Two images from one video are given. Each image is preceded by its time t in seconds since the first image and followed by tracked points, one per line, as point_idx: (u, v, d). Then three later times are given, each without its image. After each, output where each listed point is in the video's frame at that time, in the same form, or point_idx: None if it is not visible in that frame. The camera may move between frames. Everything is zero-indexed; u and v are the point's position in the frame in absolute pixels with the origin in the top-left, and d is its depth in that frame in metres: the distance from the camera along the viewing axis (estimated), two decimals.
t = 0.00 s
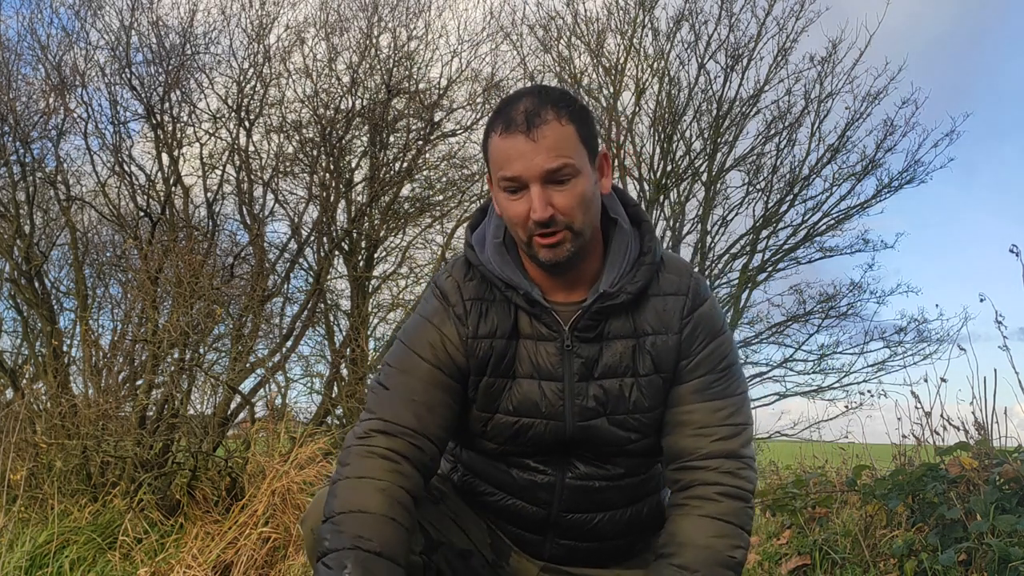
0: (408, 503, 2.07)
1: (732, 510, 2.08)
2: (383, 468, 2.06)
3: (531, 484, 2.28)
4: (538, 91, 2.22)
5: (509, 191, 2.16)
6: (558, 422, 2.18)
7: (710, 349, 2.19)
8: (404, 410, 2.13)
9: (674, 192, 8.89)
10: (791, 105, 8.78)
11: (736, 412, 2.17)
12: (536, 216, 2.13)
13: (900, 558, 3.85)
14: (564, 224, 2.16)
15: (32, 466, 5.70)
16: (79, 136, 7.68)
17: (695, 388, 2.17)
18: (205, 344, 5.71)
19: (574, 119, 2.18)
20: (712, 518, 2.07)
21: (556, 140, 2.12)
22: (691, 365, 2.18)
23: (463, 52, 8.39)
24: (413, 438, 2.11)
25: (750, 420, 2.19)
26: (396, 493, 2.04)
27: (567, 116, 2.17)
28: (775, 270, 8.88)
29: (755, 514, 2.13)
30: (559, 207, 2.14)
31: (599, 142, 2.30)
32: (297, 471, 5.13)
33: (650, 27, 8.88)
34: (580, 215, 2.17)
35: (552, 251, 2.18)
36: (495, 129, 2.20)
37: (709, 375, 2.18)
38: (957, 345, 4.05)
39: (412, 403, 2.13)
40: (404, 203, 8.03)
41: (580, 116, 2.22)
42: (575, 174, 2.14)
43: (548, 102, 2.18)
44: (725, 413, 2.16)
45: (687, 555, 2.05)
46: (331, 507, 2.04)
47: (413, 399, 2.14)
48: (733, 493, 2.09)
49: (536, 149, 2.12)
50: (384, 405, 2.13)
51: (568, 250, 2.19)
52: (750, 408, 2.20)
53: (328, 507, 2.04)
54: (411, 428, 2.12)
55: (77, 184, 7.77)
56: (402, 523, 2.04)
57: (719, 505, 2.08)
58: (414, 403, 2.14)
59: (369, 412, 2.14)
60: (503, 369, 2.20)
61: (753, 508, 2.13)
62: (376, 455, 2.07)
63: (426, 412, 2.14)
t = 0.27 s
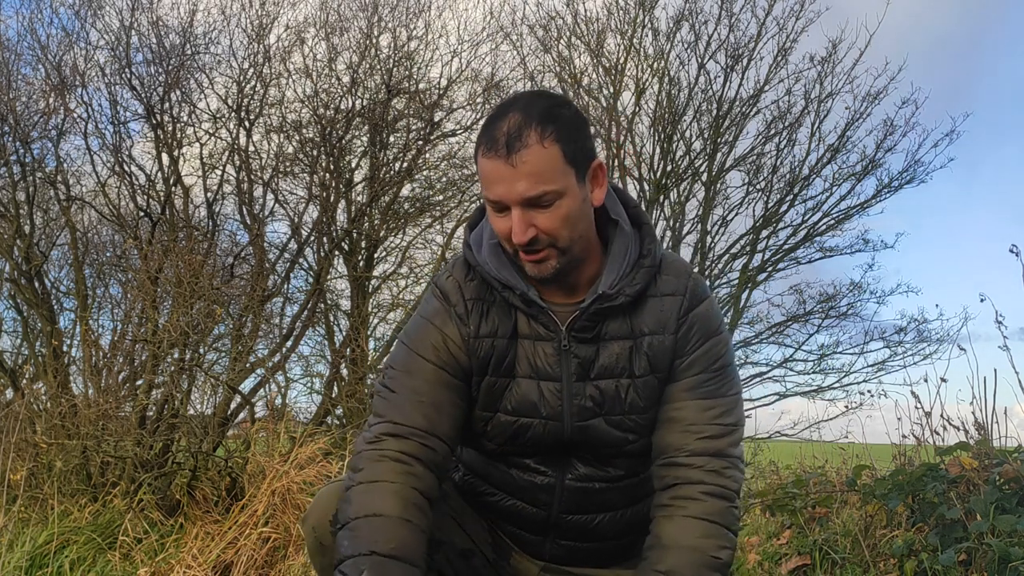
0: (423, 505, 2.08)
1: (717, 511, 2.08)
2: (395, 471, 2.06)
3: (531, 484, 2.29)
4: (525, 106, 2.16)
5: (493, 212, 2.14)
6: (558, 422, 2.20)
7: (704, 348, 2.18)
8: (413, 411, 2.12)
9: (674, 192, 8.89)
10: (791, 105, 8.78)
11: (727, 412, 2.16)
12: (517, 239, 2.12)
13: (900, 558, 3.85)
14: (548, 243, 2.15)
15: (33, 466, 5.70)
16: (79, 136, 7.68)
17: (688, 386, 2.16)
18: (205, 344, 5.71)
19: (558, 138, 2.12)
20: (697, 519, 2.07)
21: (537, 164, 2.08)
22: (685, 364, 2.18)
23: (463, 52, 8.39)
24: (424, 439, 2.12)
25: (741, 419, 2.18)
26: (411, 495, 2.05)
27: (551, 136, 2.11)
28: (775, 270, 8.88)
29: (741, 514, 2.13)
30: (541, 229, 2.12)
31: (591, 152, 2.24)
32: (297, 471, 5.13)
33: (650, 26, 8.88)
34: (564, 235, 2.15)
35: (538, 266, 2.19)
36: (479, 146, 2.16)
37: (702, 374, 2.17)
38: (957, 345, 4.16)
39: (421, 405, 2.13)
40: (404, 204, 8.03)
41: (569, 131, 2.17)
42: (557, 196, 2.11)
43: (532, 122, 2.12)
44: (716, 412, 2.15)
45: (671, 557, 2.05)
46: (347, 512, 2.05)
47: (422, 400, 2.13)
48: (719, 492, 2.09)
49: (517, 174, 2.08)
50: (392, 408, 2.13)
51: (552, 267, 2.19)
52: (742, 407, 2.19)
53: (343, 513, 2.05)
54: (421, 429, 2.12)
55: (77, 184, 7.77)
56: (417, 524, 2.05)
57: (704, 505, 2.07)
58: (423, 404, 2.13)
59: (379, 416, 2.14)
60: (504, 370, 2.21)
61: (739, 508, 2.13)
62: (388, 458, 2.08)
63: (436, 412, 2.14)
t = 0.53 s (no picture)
0: (423, 509, 2.13)
1: (744, 502, 2.08)
2: (394, 482, 2.10)
3: (530, 481, 2.28)
4: (525, 112, 2.17)
5: (492, 217, 2.15)
6: (558, 421, 2.19)
7: (707, 344, 2.18)
8: (410, 419, 2.15)
9: (674, 191, 8.88)
10: (791, 105, 8.78)
11: (736, 405, 2.16)
12: (516, 243, 2.11)
13: (900, 558, 3.85)
14: (548, 248, 2.14)
15: (33, 466, 5.69)
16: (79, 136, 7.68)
17: (694, 384, 2.16)
18: (205, 344, 5.71)
19: (557, 143, 2.12)
20: (726, 513, 2.07)
21: (535, 170, 2.08)
22: (689, 362, 2.17)
23: (463, 53, 8.39)
24: (421, 446, 2.14)
25: (750, 411, 2.18)
26: (410, 505, 2.10)
27: (550, 141, 2.11)
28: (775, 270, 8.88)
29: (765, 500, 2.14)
30: (540, 233, 2.11)
31: (593, 156, 2.24)
32: (297, 471, 5.13)
33: (650, 26, 8.88)
34: (564, 240, 2.14)
35: (539, 269, 2.18)
36: (479, 152, 2.17)
37: (708, 370, 2.17)
38: (957, 345, 4.15)
39: (419, 412, 2.16)
40: (404, 204, 8.04)
41: (568, 136, 2.16)
42: (556, 201, 2.10)
43: (532, 127, 2.12)
44: (726, 406, 2.14)
45: (706, 555, 2.05)
46: (349, 524, 2.09)
47: (419, 408, 2.16)
48: (743, 483, 2.10)
49: (515, 180, 2.08)
50: (390, 416, 2.16)
51: (553, 270, 2.19)
52: (750, 399, 2.19)
53: (345, 526, 2.10)
54: (418, 437, 2.14)
55: (77, 184, 7.78)
56: (417, 532, 2.09)
57: (730, 499, 2.08)
58: (420, 412, 2.16)
59: (375, 423, 2.17)
60: (504, 369, 2.21)
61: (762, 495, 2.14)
62: (385, 468, 2.12)
63: (433, 418, 2.16)
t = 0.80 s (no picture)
0: (340, 462, 2.06)
1: (790, 493, 2.02)
2: (325, 425, 2.05)
3: (530, 480, 2.27)
4: (532, 120, 2.16)
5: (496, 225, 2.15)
6: (556, 420, 2.19)
7: (716, 346, 2.18)
8: (365, 375, 2.13)
9: (674, 191, 8.89)
10: (791, 105, 8.78)
11: (758, 401, 2.13)
12: (520, 252, 2.12)
13: (900, 558, 3.85)
14: (551, 257, 2.16)
15: (33, 466, 5.69)
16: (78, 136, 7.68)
17: (709, 388, 2.15)
18: (205, 344, 5.72)
19: (564, 153, 2.12)
20: (774, 506, 2.01)
21: (541, 182, 2.08)
22: (699, 366, 2.17)
23: (463, 53, 8.40)
24: (360, 405, 2.11)
25: (773, 405, 2.15)
26: (332, 456, 2.04)
27: (557, 152, 2.11)
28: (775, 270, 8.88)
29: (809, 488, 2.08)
30: (544, 243, 2.13)
31: (599, 163, 2.24)
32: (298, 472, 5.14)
33: (650, 27, 8.88)
34: (568, 249, 2.15)
35: (542, 275, 2.20)
36: (484, 159, 2.16)
37: (720, 372, 2.16)
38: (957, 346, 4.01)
39: (376, 372, 2.14)
40: (404, 204, 8.05)
41: (573, 145, 2.16)
42: (561, 212, 2.11)
43: (538, 137, 2.12)
44: (747, 404, 2.12)
45: (764, 553, 1.98)
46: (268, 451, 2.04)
47: (378, 369, 2.14)
48: (786, 475, 2.03)
49: (520, 191, 2.08)
50: (348, 366, 2.14)
51: (556, 278, 2.20)
52: (770, 393, 2.17)
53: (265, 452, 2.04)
54: (365, 395, 2.11)
55: (77, 184, 7.78)
56: (331, 485, 2.04)
57: (776, 493, 2.02)
58: (378, 373, 2.14)
59: (332, 367, 2.14)
60: (492, 361, 2.21)
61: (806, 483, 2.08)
62: (322, 409, 2.07)
63: (383, 383, 2.14)
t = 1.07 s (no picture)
0: (328, 447, 2.03)
1: (825, 470, 2.01)
2: (311, 410, 2.03)
3: (533, 480, 2.27)
4: (534, 119, 2.16)
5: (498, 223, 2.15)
6: (559, 417, 2.18)
7: (734, 341, 2.17)
8: (354, 367, 2.11)
9: (674, 192, 8.89)
10: (791, 105, 8.78)
11: (784, 389, 2.12)
12: (522, 251, 2.12)
13: (900, 558, 3.85)
14: (553, 255, 2.15)
15: (32, 466, 5.69)
16: (79, 136, 7.68)
17: (732, 382, 2.14)
18: (205, 344, 5.71)
19: (566, 152, 2.12)
20: (810, 481, 1.99)
21: (544, 180, 2.07)
22: (717, 363, 2.17)
23: (463, 53, 8.40)
24: (349, 396, 2.09)
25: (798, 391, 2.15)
26: (318, 436, 2.01)
27: (559, 150, 2.11)
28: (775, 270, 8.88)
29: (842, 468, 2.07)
30: (546, 241, 2.12)
31: (601, 162, 2.24)
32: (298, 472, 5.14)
33: (650, 27, 8.88)
34: (569, 248, 2.15)
35: (543, 273, 2.19)
36: (487, 157, 2.16)
37: (742, 365, 2.15)
38: (955, 342, 3.75)
39: (366, 366, 2.12)
40: (404, 204, 8.06)
41: (575, 145, 2.16)
42: (563, 211, 2.11)
43: (540, 135, 2.11)
44: (775, 393, 2.11)
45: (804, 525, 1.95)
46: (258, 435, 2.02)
47: (368, 363, 2.13)
48: (821, 453, 2.03)
49: (523, 190, 2.07)
50: (337, 359, 2.12)
51: (557, 276, 2.20)
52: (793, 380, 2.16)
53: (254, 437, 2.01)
54: (352, 384, 2.09)
55: (77, 184, 7.78)
56: (319, 464, 2.01)
57: (811, 470, 2.00)
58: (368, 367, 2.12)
59: (322, 361, 2.14)
60: (491, 358, 2.22)
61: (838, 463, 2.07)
62: (309, 395, 2.05)
63: (372, 376, 2.12)
